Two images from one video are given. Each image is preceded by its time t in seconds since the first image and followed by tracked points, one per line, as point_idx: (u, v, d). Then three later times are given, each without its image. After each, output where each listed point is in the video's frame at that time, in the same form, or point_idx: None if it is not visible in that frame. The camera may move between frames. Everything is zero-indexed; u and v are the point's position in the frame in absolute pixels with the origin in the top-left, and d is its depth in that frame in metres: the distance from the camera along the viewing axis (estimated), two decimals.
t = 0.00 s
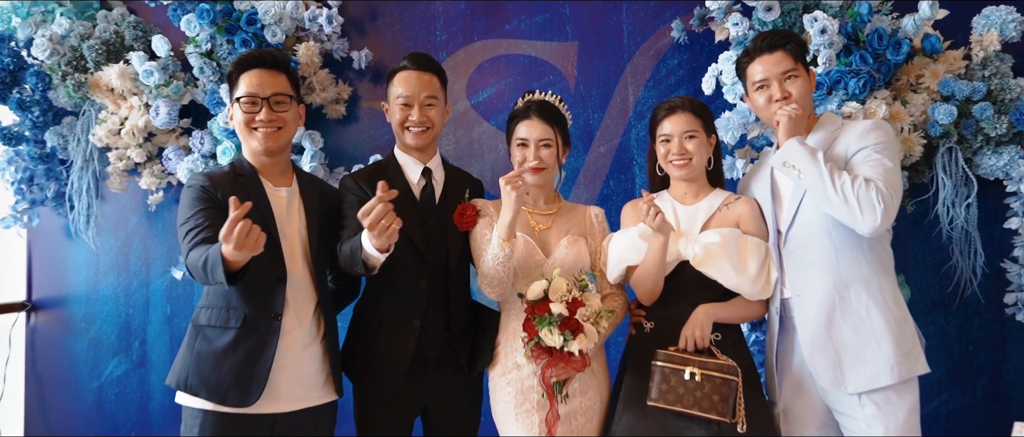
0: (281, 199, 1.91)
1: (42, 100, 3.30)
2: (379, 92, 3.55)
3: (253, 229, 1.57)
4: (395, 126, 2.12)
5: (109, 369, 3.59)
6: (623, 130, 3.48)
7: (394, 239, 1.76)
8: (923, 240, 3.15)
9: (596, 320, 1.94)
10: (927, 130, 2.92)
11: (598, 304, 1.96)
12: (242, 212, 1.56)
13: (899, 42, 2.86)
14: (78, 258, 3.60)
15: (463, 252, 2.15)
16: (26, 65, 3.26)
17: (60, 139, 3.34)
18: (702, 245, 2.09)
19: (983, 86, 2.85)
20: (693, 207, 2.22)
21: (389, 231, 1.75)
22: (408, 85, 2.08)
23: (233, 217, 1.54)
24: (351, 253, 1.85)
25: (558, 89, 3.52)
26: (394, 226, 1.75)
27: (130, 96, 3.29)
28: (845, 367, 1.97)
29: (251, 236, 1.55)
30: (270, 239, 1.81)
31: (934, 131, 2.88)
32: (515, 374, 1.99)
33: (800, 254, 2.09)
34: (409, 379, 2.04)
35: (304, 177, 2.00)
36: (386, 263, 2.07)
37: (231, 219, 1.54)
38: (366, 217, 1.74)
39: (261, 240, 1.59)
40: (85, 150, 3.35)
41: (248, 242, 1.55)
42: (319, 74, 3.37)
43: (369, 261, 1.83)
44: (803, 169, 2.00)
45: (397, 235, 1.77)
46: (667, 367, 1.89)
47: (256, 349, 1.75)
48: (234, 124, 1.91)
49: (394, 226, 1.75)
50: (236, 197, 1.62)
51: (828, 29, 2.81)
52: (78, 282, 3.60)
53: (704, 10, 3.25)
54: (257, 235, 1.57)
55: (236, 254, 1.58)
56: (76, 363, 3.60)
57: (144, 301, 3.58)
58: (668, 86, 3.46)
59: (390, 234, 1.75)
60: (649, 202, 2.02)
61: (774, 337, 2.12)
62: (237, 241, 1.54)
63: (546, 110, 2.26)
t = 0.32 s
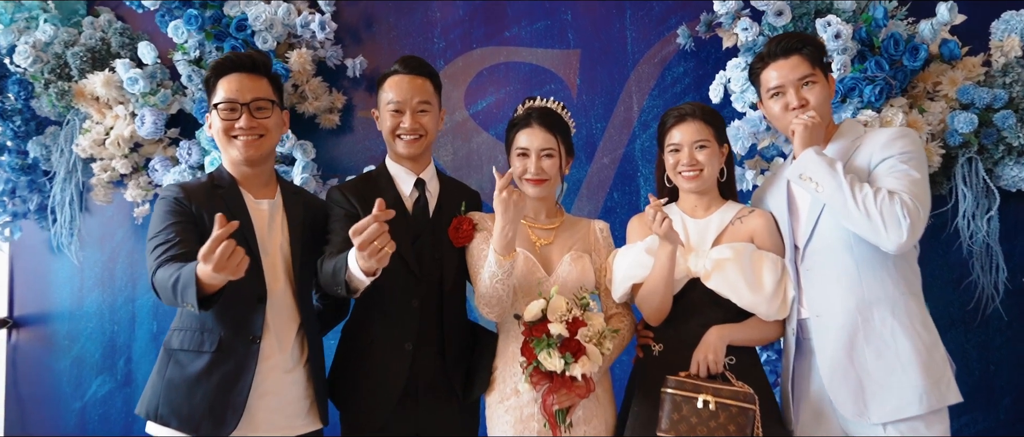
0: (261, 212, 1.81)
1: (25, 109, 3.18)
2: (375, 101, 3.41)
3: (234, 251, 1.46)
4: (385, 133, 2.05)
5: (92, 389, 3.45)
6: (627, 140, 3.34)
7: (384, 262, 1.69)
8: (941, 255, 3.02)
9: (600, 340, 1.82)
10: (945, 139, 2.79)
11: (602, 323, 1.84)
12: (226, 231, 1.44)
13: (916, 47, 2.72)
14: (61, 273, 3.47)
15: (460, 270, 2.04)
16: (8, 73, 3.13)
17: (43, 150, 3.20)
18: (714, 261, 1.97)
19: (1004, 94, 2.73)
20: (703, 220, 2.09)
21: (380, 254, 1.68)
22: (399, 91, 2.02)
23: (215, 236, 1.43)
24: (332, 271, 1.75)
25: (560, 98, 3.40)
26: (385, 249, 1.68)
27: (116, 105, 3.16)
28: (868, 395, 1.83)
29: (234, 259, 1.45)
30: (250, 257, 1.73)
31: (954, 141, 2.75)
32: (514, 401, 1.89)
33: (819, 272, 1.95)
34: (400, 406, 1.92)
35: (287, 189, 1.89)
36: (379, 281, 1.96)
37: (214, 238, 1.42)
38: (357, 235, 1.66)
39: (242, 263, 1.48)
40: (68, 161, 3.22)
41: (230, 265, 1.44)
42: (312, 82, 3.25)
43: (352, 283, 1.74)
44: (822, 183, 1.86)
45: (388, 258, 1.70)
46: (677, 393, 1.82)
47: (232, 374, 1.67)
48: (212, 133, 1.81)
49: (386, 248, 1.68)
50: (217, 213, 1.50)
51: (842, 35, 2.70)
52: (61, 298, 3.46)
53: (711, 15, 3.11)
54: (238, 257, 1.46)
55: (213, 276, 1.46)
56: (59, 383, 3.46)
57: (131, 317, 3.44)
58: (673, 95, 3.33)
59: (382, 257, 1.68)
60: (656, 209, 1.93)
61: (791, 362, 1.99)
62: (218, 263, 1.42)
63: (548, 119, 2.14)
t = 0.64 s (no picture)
0: (241, 221, 1.75)
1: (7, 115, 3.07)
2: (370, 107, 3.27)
3: (204, 268, 1.46)
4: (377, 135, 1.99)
5: (74, 406, 3.28)
6: (632, 148, 3.22)
7: (354, 272, 1.68)
8: (961, 268, 2.88)
9: (605, 360, 1.74)
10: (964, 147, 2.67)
11: (606, 342, 1.76)
12: (192, 246, 1.44)
13: (935, 50, 2.61)
14: (43, 286, 3.30)
15: (454, 284, 1.95)
16: None
17: (25, 158, 3.09)
18: (729, 275, 1.86)
19: None
20: (714, 231, 1.98)
21: (350, 266, 1.67)
22: (391, 91, 1.97)
23: (180, 252, 1.44)
24: (313, 287, 1.75)
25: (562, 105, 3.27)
26: (352, 254, 1.66)
27: (101, 111, 3.04)
28: (896, 420, 1.71)
29: (203, 277, 1.44)
30: (228, 271, 1.68)
31: (974, 150, 2.62)
32: (512, 426, 1.81)
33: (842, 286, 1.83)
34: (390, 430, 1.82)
35: (270, 197, 1.82)
36: (372, 296, 1.86)
37: (180, 254, 1.43)
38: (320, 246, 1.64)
39: (212, 282, 1.47)
40: (50, 169, 3.09)
41: (198, 282, 1.44)
42: (305, 88, 3.12)
43: (336, 299, 1.74)
44: (848, 195, 1.74)
45: (360, 264, 1.69)
46: (688, 417, 1.70)
47: (206, 397, 1.61)
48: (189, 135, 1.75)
49: (354, 254, 1.66)
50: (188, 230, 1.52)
51: (858, 36, 2.58)
52: (44, 312, 3.29)
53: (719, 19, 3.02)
54: (209, 273, 1.46)
55: (182, 296, 1.46)
56: (40, 400, 3.28)
57: (116, 331, 3.29)
58: (680, 102, 3.21)
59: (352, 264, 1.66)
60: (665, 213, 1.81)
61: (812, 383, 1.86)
62: (184, 281, 1.42)
63: (549, 121, 2.07)
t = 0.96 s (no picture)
0: (217, 227, 1.76)
1: None
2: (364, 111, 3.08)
3: (156, 277, 1.44)
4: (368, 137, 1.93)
5: (58, 424, 3.10)
6: (638, 154, 3.08)
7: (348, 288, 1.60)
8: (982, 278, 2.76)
9: (615, 378, 1.66)
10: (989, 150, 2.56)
11: (615, 358, 1.68)
12: (138, 255, 1.42)
13: (958, 48, 2.49)
14: (27, 297, 3.12)
15: (450, 296, 1.90)
16: None
17: (8, 164, 2.98)
18: (744, 286, 1.76)
19: None
20: (729, 238, 1.88)
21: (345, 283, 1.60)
22: (383, 88, 1.92)
23: (127, 263, 1.41)
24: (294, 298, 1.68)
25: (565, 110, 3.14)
26: (348, 268, 1.58)
27: (87, 116, 2.92)
28: None
29: (154, 286, 1.43)
30: (202, 283, 1.67)
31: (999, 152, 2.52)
32: None
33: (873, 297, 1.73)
34: None
35: (250, 203, 1.82)
36: (360, 307, 1.82)
37: (126, 265, 1.41)
38: (315, 253, 1.55)
39: (167, 292, 1.46)
40: (34, 176, 2.98)
41: (151, 295, 1.43)
42: (300, 92, 2.99)
43: (317, 314, 1.67)
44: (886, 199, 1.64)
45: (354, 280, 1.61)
46: None
47: (176, 419, 1.59)
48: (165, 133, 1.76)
49: (351, 268, 1.58)
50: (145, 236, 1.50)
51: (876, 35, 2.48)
52: (27, 325, 3.11)
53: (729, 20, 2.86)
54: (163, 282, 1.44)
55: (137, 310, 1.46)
56: (22, 418, 3.10)
57: (103, 345, 3.12)
58: (688, 106, 3.08)
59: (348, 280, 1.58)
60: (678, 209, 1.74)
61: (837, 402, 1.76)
62: (135, 296, 1.41)
63: (553, 119, 2.01)
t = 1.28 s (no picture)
0: (194, 236, 1.74)
1: None
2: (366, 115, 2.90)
3: (127, 297, 1.37)
4: (361, 134, 1.94)
5: None
6: (646, 161, 2.88)
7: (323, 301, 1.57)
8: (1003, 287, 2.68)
9: (634, 401, 1.64)
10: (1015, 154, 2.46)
11: (635, 379, 1.65)
12: (110, 271, 1.34)
13: (982, 48, 2.37)
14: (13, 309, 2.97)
15: (447, 308, 1.87)
16: None
17: None
18: (766, 296, 1.70)
19: None
20: (747, 246, 1.83)
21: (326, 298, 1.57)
22: (378, 84, 1.94)
23: (96, 281, 1.34)
24: (273, 313, 1.65)
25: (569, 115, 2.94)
26: (332, 282, 1.54)
27: (74, 121, 2.81)
28: None
29: (125, 309, 1.36)
30: (178, 296, 1.65)
31: None
32: None
33: (910, 306, 1.73)
34: None
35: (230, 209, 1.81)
36: (352, 322, 1.78)
37: (97, 281, 1.33)
38: (295, 265, 1.51)
39: (139, 312, 1.39)
40: (18, 183, 2.87)
41: (120, 317, 1.36)
42: (294, 96, 2.83)
43: (296, 329, 1.65)
44: (931, 206, 1.63)
45: (338, 295, 1.57)
46: None
47: None
48: (143, 132, 1.76)
49: (335, 282, 1.55)
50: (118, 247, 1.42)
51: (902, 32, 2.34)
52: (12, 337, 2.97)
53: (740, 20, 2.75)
54: (134, 303, 1.38)
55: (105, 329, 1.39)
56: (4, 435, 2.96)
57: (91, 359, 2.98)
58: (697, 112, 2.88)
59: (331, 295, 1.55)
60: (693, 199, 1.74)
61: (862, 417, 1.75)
62: (102, 316, 1.34)
63: (557, 116, 2.01)
